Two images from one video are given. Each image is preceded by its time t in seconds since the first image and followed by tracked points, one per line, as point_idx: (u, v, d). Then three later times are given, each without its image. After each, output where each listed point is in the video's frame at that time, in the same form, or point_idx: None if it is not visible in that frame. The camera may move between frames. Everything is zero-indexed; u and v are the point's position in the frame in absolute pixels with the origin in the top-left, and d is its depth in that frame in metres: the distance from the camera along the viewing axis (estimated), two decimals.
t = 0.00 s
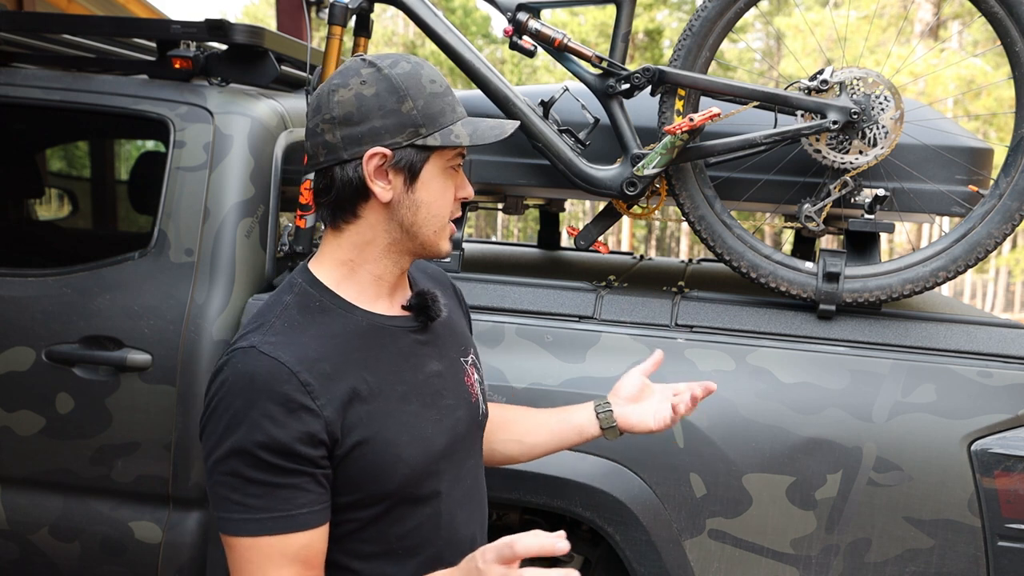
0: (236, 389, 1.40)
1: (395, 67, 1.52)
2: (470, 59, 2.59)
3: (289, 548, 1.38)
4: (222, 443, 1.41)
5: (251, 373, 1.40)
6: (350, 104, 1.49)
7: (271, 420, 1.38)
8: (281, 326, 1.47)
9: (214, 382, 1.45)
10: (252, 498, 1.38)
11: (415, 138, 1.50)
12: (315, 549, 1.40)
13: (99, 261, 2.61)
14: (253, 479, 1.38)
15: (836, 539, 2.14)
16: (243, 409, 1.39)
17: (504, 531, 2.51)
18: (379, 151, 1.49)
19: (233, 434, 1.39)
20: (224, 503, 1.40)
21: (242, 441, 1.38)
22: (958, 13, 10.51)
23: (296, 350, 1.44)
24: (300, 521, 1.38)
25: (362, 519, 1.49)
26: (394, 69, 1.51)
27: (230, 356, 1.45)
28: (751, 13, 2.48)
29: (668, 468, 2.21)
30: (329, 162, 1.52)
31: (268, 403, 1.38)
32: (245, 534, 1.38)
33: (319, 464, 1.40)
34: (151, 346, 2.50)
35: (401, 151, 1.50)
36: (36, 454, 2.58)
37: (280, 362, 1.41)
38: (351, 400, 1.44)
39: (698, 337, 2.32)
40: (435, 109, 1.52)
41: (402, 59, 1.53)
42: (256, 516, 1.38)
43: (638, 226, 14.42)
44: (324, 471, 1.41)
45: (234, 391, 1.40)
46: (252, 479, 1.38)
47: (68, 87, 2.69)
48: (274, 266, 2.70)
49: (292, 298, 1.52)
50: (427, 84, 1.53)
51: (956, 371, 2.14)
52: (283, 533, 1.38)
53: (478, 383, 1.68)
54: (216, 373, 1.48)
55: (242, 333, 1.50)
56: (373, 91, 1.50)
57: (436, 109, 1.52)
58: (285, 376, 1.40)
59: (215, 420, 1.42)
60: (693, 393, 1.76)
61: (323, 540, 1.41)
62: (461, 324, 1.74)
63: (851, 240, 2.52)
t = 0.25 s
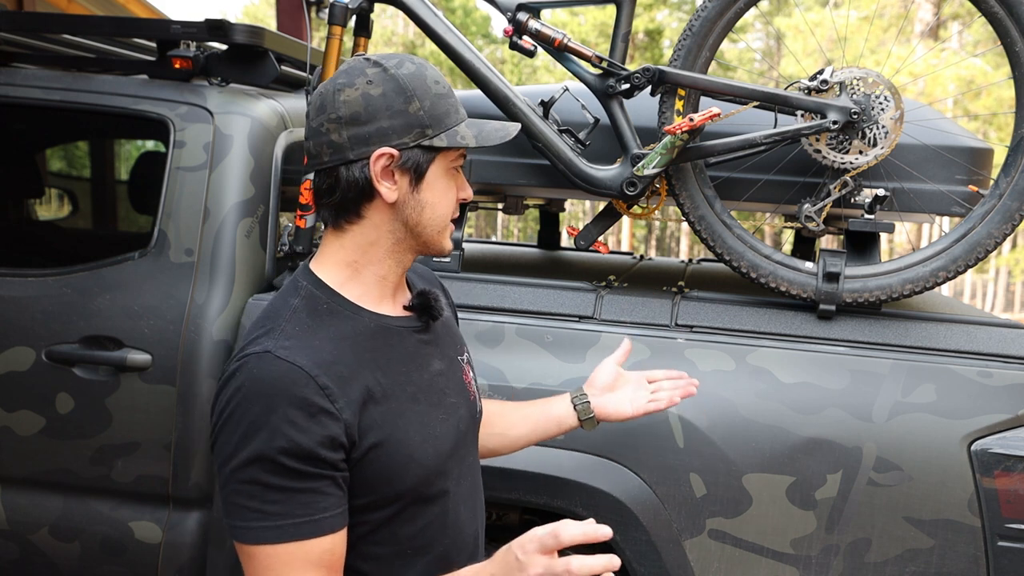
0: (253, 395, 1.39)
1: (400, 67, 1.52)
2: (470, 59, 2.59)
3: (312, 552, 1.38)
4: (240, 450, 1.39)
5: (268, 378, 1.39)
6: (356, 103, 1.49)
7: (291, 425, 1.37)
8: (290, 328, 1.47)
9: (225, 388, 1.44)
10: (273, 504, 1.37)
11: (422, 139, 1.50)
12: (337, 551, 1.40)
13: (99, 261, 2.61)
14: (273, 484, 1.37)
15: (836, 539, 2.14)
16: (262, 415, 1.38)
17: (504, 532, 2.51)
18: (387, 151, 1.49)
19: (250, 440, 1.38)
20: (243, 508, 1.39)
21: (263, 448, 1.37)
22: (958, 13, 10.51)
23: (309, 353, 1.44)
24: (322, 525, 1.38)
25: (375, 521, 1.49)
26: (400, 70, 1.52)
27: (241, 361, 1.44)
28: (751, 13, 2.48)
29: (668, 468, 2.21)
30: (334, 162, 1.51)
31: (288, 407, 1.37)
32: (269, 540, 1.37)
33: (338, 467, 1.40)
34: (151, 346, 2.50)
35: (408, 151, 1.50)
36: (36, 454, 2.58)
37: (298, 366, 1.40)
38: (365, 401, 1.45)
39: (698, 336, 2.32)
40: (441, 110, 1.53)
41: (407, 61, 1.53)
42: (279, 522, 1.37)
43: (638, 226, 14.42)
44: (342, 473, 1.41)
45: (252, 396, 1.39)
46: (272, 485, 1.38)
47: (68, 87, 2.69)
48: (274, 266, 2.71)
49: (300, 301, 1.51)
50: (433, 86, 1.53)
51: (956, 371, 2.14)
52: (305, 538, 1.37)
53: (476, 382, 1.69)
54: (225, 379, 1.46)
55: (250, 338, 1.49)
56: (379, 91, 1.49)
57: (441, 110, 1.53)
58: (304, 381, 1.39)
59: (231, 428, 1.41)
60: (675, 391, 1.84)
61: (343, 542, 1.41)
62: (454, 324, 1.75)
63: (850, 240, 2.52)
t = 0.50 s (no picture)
0: (278, 394, 1.40)
1: (417, 72, 1.51)
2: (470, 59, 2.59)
3: (333, 547, 1.39)
4: (264, 446, 1.41)
5: (292, 378, 1.40)
6: (375, 109, 1.48)
7: (314, 424, 1.39)
8: (311, 327, 1.48)
9: (250, 385, 1.46)
10: (294, 501, 1.39)
11: (440, 143, 1.50)
12: (355, 547, 1.42)
13: (100, 261, 2.61)
14: (295, 482, 1.39)
15: (837, 539, 2.14)
16: (286, 413, 1.39)
17: (504, 532, 2.51)
18: (406, 156, 1.49)
19: (274, 438, 1.40)
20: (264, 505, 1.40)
21: (286, 445, 1.38)
22: (958, 13, 10.52)
23: (332, 353, 1.45)
24: (341, 522, 1.39)
25: (392, 517, 1.51)
26: (417, 74, 1.51)
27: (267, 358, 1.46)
28: (751, 13, 2.48)
29: (668, 468, 2.21)
30: (353, 168, 1.51)
31: (312, 406, 1.38)
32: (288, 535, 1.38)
33: (358, 466, 1.41)
34: (151, 346, 2.50)
35: (426, 155, 1.50)
36: (36, 454, 2.58)
37: (322, 366, 1.42)
38: (385, 401, 1.46)
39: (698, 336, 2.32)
40: (457, 114, 1.52)
41: (423, 65, 1.53)
42: (299, 519, 1.38)
43: (638, 226, 14.42)
44: (362, 471, 1.43)
45: (276, 395, 1.40)
46: (293, 482, 1.39)
47: (68, 87, 2.69)
48: (274, 266, 2.70)
49: (322, 301, 1.52)
50: (450, 89, 1.53)
51: (956, 371, 2.13)
52: (324, 534, 1.39)
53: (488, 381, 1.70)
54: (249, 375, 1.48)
55: (274, 337, 1.50)
56: (397, 96, 1.49)
57: (459, 114, 1.53)
58: (328, 380, 1.41)
59: (254, 425, 1.42)
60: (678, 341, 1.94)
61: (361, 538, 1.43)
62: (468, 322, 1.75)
63: (851, 240, 2.52)
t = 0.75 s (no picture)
0: (310, 380, 1.54)
1: (454, 84, 1.66)
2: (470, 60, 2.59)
3: (359, 525, 1.53)
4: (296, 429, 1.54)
5: (324, 367, 1.54)
6: (413, 118, 1.63)
7: (341, 410, 1.52)
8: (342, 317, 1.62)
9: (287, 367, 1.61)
10: (321, 480, 1.53)
11: (473, 151, 1.64)
12: (377, 525, 1.55)
13: (100, 261, 2.61)
14: (324, 462, 1.53)
15: (836, 539, 2.14)
16: (317, 399, 1.53)
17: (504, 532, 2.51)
18: (440, 163, 1.63)
19: (305, 421, 1.54)
20: (300, 486, 1.54)
21: (315, 428, 1.52)
22: (958, 13, 10.51)
23: (361, 345, 1.58)
24: (364, 502, 1.53)
25: (417, 500, 1.64)
26: (454, 86, 1.65)
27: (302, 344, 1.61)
28: (751, 13, 2.48)
29: (668, 468, 2.21)
30: (391, 172, 1.65)
31: (339, 393, 1.52)
32: (319, 511, 1.53)
33: (381, 450, 1.54)
34: (151, 346, 2.50)
35: (460, 162, 1.64)
36: (36, 454, 2.59)
37: (351, 357, 1.55)
38: (410, 390, 1.59)
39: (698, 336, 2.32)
40: (491, 124, 1.66)
41: (462, 78, 1.67)
42: (326, 497, 1.52)
43: (638, 226, 14.42)
44: (385, 456, 1.56)
45: (310, 381, 1.54)
46: (322, 463, 1.53)
47: (68, 87, 2.71)
48: (274, 266, 2.69)
49: (356, 296, 1.67)
50: (485, 101, 1.67)
51: (956, 371, 2.13)
52: (348, 513, 1.53)
53: (517, 376, 1.81)
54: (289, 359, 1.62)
55: (310, 328, 1.64)
56: (433, 106, 1.63)
57: (491, 124, 1.67)
58: (355, 370, 1.54)
59: (288, 408, 1.57)
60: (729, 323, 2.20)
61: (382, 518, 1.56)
62: (502, 319, 1.89)
63: (850, 240, 2.52)
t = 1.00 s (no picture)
0: (338, 363, 1.67)
1: (472, 89, 1.76)
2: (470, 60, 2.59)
3: (373, 502, 1.67)
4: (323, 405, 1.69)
5: (351, 353, 1.67)
6: (431, 123, 1.76)
7: (363, 394, 1.65)
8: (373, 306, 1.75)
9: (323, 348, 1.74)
10: (341, 456, 1.67)
11: (484, 152, 1.73)
12: (390, 504, 1.68)
13: (100, 261, 2.61)
14: (345, 440, 1.66)
15: (837, 539, 2.14)
16: (342, 381, 1.66)
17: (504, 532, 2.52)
18: (454, 164, 1.74)
19: (331, 400, 1.68)
20: (323, 460, 1.68)
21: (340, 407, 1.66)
22: (958, 13, 10.51)
23: (389, 334, 1.71)
24: (381, 480, 1.66)
25: (433, 483, 1.76)
26: (471, 91, 1.76)
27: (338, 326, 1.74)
28: (751, 13, 2.48)
29: (668, 467, 2.21)
30: (415, 174, 1.80)
31: (362, 378, 1.65)
32: (337, 484, 1.67)
33: (399, 435, 1.67)
34: (151, 346, 2.50)
35: (475, 163, 1.74)
36: (35, 454, 2.59)
37: (377, 346, 1.67)
38: (431, 381, 1.70)
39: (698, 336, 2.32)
40: (505, 125, 1.74)
41: (483, 84, 1.78)
42: (343, 471, 1.66)
43: (638, 226, 14.42)
44: (403, 440, 1.68)
45: (338, 364, 1.68)
46: (344, 441, 1.66)
47: (68, 87, 2.71)
48: (274, 266, 2.69)
49: (391, 288, 1.79)
50: (500, 103, 1.75)
51: (956, 371, 2.13)
52: (364, 489, 1.66)
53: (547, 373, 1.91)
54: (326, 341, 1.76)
55: (347, 313, 1.78)
56: (449, 111, 1.75)
57: (506, 125, 1.74)
58: (380, 358, 1.66)
59: (318, 386, 1.71)
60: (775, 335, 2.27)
61: (396, 496, 1.69)
62: (540, 317, 1.98)
63: (850, 240, 2.52)
